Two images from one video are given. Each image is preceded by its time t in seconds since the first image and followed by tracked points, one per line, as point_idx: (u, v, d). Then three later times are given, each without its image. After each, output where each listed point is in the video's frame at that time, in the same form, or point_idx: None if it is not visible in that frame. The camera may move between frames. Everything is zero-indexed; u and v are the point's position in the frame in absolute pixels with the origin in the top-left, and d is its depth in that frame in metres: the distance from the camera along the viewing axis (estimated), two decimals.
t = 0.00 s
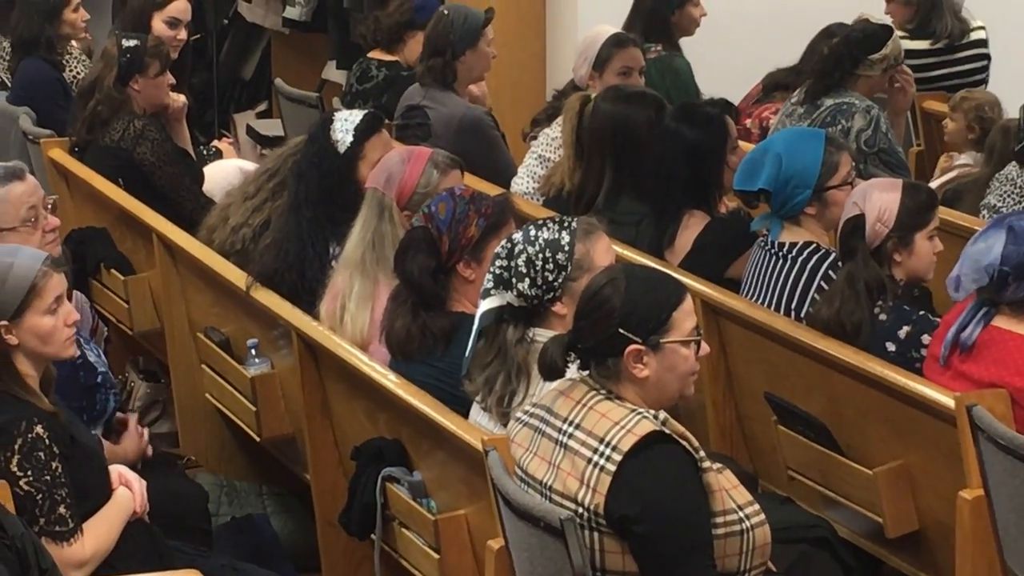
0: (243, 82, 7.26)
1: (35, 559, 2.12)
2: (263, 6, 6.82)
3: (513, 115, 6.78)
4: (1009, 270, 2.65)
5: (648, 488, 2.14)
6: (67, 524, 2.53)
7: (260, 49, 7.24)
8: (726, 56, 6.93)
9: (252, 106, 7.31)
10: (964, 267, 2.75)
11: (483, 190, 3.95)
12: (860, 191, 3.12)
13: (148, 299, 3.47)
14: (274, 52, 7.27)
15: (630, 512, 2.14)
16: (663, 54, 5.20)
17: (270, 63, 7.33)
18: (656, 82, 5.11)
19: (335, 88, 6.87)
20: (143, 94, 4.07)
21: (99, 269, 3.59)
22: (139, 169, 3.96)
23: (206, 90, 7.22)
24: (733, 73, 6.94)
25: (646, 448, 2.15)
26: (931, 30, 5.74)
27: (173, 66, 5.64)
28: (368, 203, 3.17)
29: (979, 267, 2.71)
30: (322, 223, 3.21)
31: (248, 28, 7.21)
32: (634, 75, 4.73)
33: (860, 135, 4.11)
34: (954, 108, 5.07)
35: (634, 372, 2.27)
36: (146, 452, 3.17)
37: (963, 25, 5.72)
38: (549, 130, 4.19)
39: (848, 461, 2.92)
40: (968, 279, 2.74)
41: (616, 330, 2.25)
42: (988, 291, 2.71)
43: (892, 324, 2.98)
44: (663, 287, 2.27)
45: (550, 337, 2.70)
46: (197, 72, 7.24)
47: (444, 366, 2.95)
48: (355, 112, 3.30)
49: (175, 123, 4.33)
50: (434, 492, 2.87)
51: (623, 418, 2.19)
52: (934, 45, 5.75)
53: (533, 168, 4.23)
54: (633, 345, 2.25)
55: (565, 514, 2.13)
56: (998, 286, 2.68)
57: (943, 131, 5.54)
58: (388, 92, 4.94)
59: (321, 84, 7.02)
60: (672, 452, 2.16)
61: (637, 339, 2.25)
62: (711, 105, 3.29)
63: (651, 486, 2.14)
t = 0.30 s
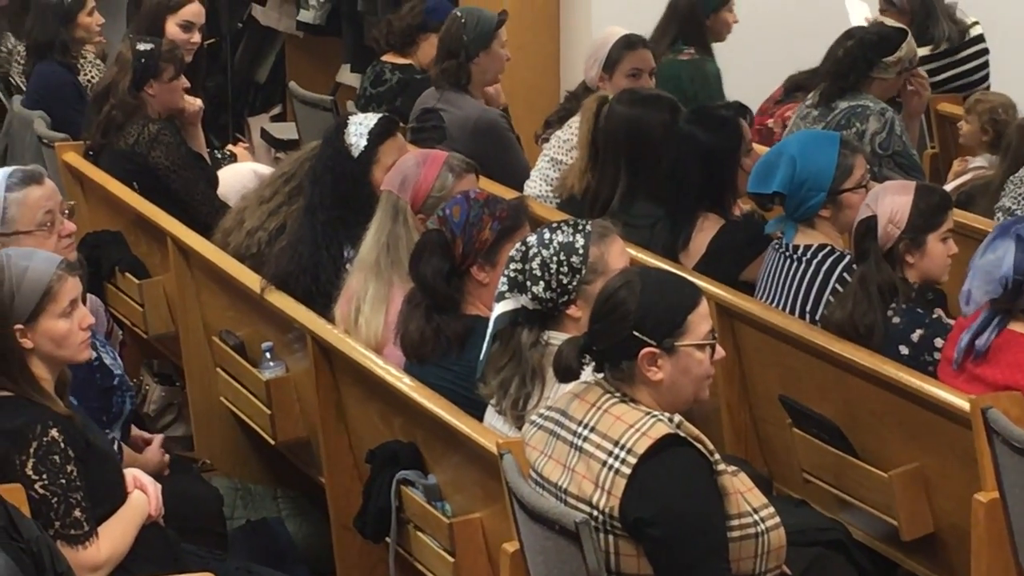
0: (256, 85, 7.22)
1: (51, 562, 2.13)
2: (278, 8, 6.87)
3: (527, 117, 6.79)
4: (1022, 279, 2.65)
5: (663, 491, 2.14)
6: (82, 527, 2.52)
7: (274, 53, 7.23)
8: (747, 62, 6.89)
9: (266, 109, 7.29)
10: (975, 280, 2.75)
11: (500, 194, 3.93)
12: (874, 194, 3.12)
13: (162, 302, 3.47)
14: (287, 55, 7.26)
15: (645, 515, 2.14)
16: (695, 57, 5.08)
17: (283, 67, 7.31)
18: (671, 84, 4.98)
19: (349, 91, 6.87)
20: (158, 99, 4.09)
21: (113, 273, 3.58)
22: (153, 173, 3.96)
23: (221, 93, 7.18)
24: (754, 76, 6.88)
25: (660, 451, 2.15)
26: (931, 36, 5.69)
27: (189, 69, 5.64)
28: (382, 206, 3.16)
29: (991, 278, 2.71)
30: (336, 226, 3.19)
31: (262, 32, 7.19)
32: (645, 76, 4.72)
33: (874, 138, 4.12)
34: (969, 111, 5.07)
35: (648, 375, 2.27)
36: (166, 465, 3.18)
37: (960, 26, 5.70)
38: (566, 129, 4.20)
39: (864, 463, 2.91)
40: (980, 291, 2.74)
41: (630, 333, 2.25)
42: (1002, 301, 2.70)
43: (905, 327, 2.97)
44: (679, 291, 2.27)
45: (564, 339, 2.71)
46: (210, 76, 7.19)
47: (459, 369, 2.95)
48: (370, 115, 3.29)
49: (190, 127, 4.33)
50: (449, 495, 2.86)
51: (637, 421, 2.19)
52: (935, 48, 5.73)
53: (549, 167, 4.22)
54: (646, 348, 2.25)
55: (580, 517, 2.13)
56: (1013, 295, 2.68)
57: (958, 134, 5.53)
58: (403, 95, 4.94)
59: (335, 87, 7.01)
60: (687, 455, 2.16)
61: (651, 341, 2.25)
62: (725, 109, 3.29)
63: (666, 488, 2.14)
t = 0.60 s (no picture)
0: (279, 88, 7.26)
1: (73, 565, 2.13)
2: (299, 12, 6.90)
3: (547, 119, 6.70)
4: None
5: (685, 493, 2.13)
6: (105, 531, 2.53)
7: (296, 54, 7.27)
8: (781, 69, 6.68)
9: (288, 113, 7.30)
10: (1003, 287, 2.77)
11: (522, 197, 3.95)
12: (895, 196, 3.11)
13: (184, 306, 3.47)
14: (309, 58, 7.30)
15: (667, 516, 2.13)
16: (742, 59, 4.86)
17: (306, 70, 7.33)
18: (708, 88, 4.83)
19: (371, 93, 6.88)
20: (179, 101, 4.11)
21: (135, 278, 3.59)
22: (175, 177, 3.95)
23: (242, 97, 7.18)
24: (794, 80, 6.67)
25: (682, 453, 2.14)
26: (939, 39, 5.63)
27: (212, 72, 5.63)
28: (402, 209, 3.15)
29: (1019, 283, 2.73)
30: (357, 229, 3.18)
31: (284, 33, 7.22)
32: (653, 75, 4.73)
33: (895, 139, 4.09)
34: (989, 111, 5.07)
35: (669, 378, 2.27)
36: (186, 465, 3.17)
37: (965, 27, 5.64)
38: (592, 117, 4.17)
39: (886, 465, 2.91)
40: (1008, 299, 2.75)
41: (651, 335, 2.25)
42: None
43: (928, 329, 2.95)
44: (703, 293, 2.26)
45: (585, 341, 2.71)
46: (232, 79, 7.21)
47: (480, 372, 2.95)
48: (390, 118, 3.27)
49: (213, 132, 4.34)
50: (471, 497, 2.85)
51: (659, 423, 2.18)
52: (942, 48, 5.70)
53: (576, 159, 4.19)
54: (668, 350, 2.25)
55: (602, 519, 2.12)
56: None
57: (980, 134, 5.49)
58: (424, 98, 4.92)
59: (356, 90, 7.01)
60: (708, 456, 2.15)
61: (672, 344, 2.25)
62: (748, 110, 3.27)
63: (690, 491, 2.13)
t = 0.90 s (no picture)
0: (305, 98, 7.24)
1: None
2: (325, 22, 7.07)
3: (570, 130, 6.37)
4: None
5: (713, 501, 2.12)
6: (136, 540, 2.52)
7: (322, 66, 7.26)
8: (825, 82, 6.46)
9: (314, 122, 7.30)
10: None
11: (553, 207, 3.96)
12: (924, 203, 3.10)
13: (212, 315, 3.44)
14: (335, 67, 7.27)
15: (695, 525, 2.12)
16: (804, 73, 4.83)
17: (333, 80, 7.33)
18: (761, 93, 4.80)
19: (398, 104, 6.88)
20: (206, 113, 4.09)
21: (162, 287, 3.55)
22: (202, 188, 3.93)
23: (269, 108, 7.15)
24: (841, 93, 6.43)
25: (712, 461, 2.14)
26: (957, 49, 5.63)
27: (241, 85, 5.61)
28: (431, 218, 3.16)
29: None
30: (385, 239, 3.19)
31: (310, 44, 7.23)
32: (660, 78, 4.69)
33: (923, 146, 4.09)
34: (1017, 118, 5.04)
35: (697, 387, 2.27)
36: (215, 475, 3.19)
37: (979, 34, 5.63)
38: (607, 122, 4.27)
39: (915, 472, 2.90)
40: None
41: (679, 344, 2.24)
42: None
43: (957, 337, 2.93)
44: (733, 302, 2.26)
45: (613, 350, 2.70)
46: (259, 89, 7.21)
47: (508, 382, 2.94)
48: (417, 127, 3.26)
49: (239, 142, 4.31)
50: (500, 506, 2.85)
51: (688, 432, 2.18)
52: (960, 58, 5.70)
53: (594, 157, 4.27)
54: (695, 359, 2.24)
55: (631, 528, 2.11)
56: None
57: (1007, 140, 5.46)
58: (453, 106, 4.90)
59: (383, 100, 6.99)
60: (737, 463, 2.15)
61: (699, 353, 2.24)
62: (776, 118, 3.27)
63: (721, 497, 2.12)
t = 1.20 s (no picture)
0: (330, 116, 7.27)
1: None
2: (352, 41, 6.92)
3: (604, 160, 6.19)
4: None
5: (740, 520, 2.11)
6: (163, 559, 2.52)
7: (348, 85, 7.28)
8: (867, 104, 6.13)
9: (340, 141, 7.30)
10: None
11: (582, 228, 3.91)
12: (949, 220, 3.10)
13: (239, 335, 3.43)
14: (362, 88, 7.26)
15: (723, 543, 2.11)
16: (840, 95, 4.80)
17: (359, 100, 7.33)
18: (797, 111, 4.78)
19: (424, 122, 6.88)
20: (232, 132, 4.10)
21: (189, 305, 3.53)
22: (227, 207, 3.92)
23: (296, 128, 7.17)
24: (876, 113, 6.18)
25: (739, 480, 2.13)
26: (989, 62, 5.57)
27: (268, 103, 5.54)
28: (457, 236, 3.15)
29: None
30: (411, 257, 3.18)
31: (336, 62, 7.22)
32: (660, 94, 4.64)
33: (949, 163, 4.11)
34: None
35: (723, 406, 2.27)
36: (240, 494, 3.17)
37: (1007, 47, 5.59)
38: (608, 140, 4.40)
39: (942, 490, 2.88)
40: None
41: (703, 362, 2.25)
42: None
43: (985, 354, 2.91)
44: (759, 322, 2.27)
45: (638, 368, 2.69)
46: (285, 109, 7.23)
47: (535, 401, 2.93)
48: (442, 146, 3.25)
49: (265, 160, 4.31)
50: (527, 524, 2.84)
51: (715, 450, 2.17)
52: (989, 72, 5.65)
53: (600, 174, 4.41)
54: (720, 378, 2.25)
55: (658, 547, 2.10)
56: None
57: None
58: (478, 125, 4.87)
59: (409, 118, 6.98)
60: (765, 482, 2.14)
61: (724, 371, 2.25)
62: (801, 136, 3.27)
63: (750, 515, 2.11)
